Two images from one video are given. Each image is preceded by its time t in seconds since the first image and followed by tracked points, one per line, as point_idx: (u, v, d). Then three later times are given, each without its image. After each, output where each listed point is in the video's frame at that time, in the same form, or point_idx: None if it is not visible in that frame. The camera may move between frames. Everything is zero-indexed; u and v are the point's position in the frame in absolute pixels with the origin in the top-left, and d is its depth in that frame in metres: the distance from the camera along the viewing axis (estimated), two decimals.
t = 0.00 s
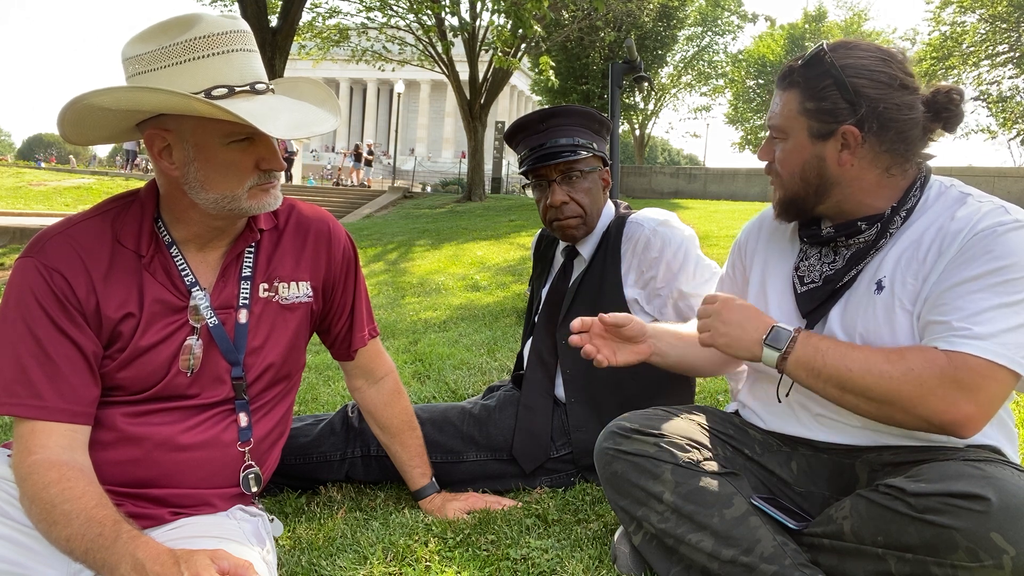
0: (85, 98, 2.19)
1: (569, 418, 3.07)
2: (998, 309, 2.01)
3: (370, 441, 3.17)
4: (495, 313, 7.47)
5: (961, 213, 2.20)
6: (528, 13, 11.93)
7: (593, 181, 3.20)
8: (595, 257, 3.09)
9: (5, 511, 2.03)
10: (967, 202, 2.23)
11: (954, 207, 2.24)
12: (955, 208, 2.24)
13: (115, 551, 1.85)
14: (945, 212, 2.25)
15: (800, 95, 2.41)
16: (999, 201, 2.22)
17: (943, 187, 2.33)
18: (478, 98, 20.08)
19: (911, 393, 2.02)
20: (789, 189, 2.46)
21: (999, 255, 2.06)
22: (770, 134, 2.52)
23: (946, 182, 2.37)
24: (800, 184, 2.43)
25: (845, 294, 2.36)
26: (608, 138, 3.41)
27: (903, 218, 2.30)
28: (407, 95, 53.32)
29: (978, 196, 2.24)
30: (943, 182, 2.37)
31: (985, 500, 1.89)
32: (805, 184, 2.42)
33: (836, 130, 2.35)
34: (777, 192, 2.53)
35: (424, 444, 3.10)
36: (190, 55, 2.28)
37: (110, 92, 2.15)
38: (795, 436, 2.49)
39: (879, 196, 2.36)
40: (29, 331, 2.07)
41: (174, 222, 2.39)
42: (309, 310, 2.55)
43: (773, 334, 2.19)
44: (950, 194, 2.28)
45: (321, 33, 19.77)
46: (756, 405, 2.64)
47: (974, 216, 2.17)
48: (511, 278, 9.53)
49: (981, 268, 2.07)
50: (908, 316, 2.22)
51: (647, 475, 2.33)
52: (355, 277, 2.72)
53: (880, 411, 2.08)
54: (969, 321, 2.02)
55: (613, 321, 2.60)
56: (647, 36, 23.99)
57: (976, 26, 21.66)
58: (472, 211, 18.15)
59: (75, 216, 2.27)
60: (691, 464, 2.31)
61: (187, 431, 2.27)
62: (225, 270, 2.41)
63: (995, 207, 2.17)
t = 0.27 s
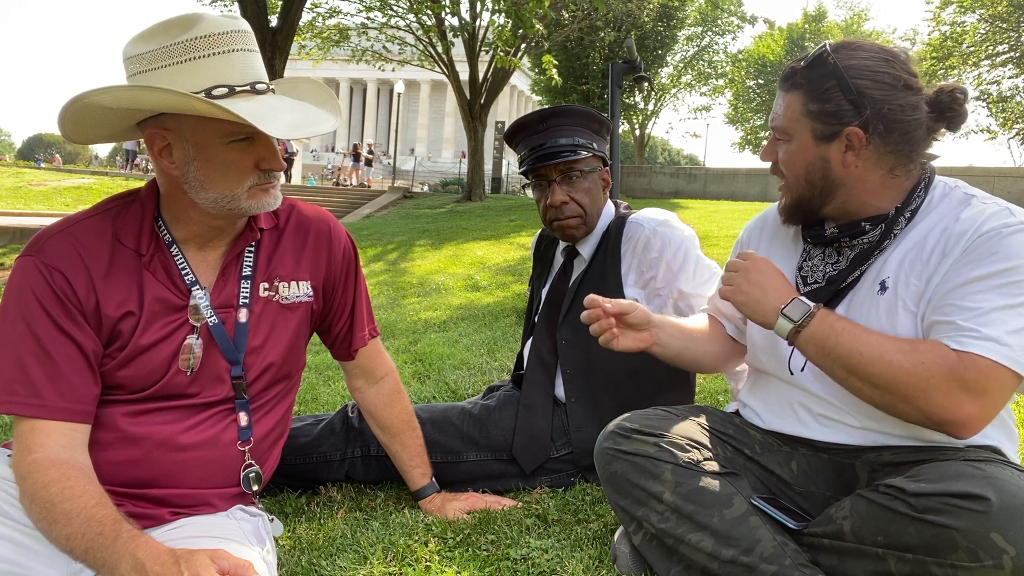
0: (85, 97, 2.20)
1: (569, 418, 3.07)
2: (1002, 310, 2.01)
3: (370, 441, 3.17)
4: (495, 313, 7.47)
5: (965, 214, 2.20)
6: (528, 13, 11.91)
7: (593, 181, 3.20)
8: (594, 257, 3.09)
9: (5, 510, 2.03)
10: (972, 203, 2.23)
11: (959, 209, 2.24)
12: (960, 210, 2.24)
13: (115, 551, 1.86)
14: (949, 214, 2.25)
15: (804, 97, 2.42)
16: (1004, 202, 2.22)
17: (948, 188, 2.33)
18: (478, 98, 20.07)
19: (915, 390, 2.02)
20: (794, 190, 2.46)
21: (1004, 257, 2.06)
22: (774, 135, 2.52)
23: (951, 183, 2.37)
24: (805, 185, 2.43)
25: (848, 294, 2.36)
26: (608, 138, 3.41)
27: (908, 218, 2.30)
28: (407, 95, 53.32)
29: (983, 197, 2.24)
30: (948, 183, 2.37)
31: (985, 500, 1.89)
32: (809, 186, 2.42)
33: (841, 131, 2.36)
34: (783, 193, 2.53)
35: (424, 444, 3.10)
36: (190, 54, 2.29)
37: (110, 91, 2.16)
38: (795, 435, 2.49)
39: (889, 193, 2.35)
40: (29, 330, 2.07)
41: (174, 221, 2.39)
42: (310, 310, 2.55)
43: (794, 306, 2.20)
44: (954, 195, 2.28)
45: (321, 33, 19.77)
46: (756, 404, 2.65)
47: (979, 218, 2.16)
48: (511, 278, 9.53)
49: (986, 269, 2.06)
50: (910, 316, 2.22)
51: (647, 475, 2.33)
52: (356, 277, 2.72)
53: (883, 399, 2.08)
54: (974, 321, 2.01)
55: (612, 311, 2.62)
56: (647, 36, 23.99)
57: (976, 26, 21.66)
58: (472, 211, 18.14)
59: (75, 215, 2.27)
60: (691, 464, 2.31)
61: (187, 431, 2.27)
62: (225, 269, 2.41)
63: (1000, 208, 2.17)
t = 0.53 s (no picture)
0: (87, 96, 2.20)
1: (569, 418, 3.07)
2: (1007, 312, 2.02)
3: (370, 441, 3.17)
4: (495, 313, 7.48)
5: (968, 215, 2.21)
6: (528, 13, 11.91)
7: (593, 181, 3.20)
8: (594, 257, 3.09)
9: (5, 510, 2.03)
10: (974, 204, 2.24)
11: (962, 209, 2.25)
12: (963, 210, 2.25)
13: (115, 550, 1.86)
14: (953, 214, 2.25)
15: (829, 90, 2.34)
16: (1006, 203, 2.23)
17: (950, 188, 2.34)
18: (478, 98, 20.07)
19: (921, 400, 2.02)
20: (821, 189, 2.37)
21: (1008, 258, 2.08)
22: (794, 133, 2.41)
23: (953, 183, 2.37)
24: (835, 182, 2.35)
25: (852, 294, 2.36)
26: (608, 138, 3.41)
27: (911, 217, 2.29)
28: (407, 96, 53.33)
29: (985, 198, 2.26)
30: (950, 183, 2.37)
31: (985, 500, 1.89)
32: (839, 182, 2.34)
33: (873, 121, 2.31)
34: (803, 194, 2.42)
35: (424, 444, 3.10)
36: (192, 54, 2.29)
37: (111, 90, 2.16)
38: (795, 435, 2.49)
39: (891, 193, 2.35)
40: (30, 329, 2.07)
41: (173, 220, 2.39)
42: (310, 310, 2.55)
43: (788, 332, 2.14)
44: (957, 196, 2.29)
45: (321, 33, 19.77)
46: (756, 404, 2.64)
47: (982, 219, 2.18)
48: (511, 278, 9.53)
49: (991, 271, 2.07)
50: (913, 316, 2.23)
51: (647, 475, 2.33)
52: (356, 276, 2.72)
53: (891, 413, 2.07)
54: (980, 324, 2.02)
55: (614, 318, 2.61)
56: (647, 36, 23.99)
57: (976, 26, 21.66)
58: (472, 211, 18.14)
59: (76, 215, 2.27)
60: (691, 464, 2.31)
61: (187, 431, 2.27)
62: (225, 269, 2.41)
63: (1003, 209, 2.18)
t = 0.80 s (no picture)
0: (87, 96, 2.20)
1: (569, 418, 3.07)
2: (1011, 312, 2.03)
3: (370, 441, 3.17)
4: (495, 313, 7.48)
5: (971, 215, 2.21)
6: (528, 13, 11.91)
7: (593, 181, 3.20)
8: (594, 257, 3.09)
9: (5, 510, 2.03)
10: (977, 203, 2.24)
11: (964, 209, 2.25)
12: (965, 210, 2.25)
13: (115, 551, 1.86)
14: (955, 213, 2.26)
15: (849, 83, 2.31)
16: (1007, 203, 2.24)
17: (952, 187, 2.34)
18: (478, 98, 20.07)
19: (929, 399, 2.02)
20: (844, 186, 2.32)
21: (1012, 258, 2.08)
22: (814, 129, 2.36)
23: (955, 182, 2.38)
24: (860, 177, 2.31)
25: (855, 293, 2.36)
26: (608, 138, 3.41)
27: (914, 217, 2.30)
28: (407, 96, 53.33)
29: (987, 198, 2.26)
30: (952, 182, 2.38)
31: (985, 500, 1.89)
32: (863, 176, 2.31)
33: (892, 114, 2.32)
34: (823, 191, 2.37)
35: (424, 444, 3.10)
36: (192, 55, 2.29)
37: (110, 91, 2.16)
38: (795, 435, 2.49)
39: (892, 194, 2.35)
40: (29, 330, 2.07)
41: (173, 221, 2.39)
42: (310, 310, 2.55)
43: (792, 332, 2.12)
44: (959, 195, 2.29)
45: (321, 33, 19.77)
46: (756, 404, 2.64)
47: (985, 218, 2.18)
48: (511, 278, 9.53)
49: (996, 270, 2.07)
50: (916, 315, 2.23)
51: (647, 475, 2.33)
52: (356, 277, 2.72)
53: (897, 412, 2.07)
54: (985, 324, 2.02)
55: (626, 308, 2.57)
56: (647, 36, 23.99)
57: (976, 26, 21.66)
58: (472, 211, 18.13)
59: (76, 216, 2.27)
60: (691, 464, 2.31)
61: (187, 432, 2.27)
62: (225, 270, 2.41)
63: (1005, 209, 2.19)
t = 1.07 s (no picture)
0: (87, 96, 2.20)
1: (569, 418, 3.07)
2: (1014, 312, 2.01)
3: (370, 441, 3.17)
4: (495, 313, 7.48)
5: (971, 215, 2.22)
6: (528, 13, 11.90)
7: (593, 181, 3.20)
8: (595, 256, 3.09)
9: (5, 510, 2.03)
10: (976, 203, 2.25)
11: (964, 208, 2.26)
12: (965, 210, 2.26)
13: (115, 551, 1.86)
14: (956, 213, 2.26)
15: (871, 73, 2.30)
16: (1007, 202, 2.24)
17: (953, 188, 2.35)
18: (478, 98, 20.07)
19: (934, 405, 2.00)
20: (858, 177, 2.31)
21: (1014, 257, 2.07)
22: (832, 116, 2.33)
23: (955, 182, 2.38)
24: (875, 169, 2.31)
25: (857, 292, 2.36)
26: (608, 138, 3.41)
27: (915, 215, 2.31)
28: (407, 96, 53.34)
29: (987, 198, 2.27)
30: (952, 182, 2.38)
31: (985, 500, 1.89)
32: (879, 169, 2.31)
33: (909, 109, 2.33)
34: (835, 180, 2.35)
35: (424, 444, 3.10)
36: (192, 56, 2.29)
37: (111, 91, 2.16)
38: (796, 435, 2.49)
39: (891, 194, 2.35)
40: (30, 330, 2.07)
41: (172, 221, 2.39)
42: (310, 310, 2.55)
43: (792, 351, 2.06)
44: (959, 196, 2.30)
45: (321, 33, 19.77)
46: (755, 405, 2.64)
47: (985, 218, 2.19)
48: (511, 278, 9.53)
49: (998, 270, 2.07)
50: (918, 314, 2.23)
51: (647, 475, 2.33)
52: (356, 277, 2.72)
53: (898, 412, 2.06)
54: (989, 323, 2.01)
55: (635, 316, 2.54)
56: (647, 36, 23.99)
57: (976, 26, 21.66)
58: (472, 210, 18.13)
59: (76, 216, 2.27)
60: (691, 464, 2.31)
61: (187, 432, 2.27)
62: (225, 270, 2.41)
63: (1005, 208, 2.19)
